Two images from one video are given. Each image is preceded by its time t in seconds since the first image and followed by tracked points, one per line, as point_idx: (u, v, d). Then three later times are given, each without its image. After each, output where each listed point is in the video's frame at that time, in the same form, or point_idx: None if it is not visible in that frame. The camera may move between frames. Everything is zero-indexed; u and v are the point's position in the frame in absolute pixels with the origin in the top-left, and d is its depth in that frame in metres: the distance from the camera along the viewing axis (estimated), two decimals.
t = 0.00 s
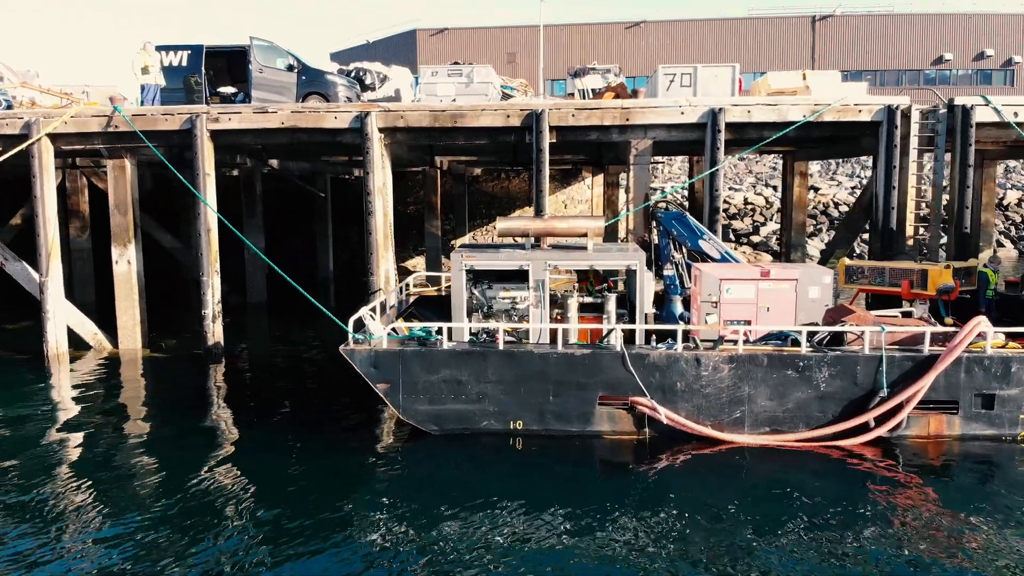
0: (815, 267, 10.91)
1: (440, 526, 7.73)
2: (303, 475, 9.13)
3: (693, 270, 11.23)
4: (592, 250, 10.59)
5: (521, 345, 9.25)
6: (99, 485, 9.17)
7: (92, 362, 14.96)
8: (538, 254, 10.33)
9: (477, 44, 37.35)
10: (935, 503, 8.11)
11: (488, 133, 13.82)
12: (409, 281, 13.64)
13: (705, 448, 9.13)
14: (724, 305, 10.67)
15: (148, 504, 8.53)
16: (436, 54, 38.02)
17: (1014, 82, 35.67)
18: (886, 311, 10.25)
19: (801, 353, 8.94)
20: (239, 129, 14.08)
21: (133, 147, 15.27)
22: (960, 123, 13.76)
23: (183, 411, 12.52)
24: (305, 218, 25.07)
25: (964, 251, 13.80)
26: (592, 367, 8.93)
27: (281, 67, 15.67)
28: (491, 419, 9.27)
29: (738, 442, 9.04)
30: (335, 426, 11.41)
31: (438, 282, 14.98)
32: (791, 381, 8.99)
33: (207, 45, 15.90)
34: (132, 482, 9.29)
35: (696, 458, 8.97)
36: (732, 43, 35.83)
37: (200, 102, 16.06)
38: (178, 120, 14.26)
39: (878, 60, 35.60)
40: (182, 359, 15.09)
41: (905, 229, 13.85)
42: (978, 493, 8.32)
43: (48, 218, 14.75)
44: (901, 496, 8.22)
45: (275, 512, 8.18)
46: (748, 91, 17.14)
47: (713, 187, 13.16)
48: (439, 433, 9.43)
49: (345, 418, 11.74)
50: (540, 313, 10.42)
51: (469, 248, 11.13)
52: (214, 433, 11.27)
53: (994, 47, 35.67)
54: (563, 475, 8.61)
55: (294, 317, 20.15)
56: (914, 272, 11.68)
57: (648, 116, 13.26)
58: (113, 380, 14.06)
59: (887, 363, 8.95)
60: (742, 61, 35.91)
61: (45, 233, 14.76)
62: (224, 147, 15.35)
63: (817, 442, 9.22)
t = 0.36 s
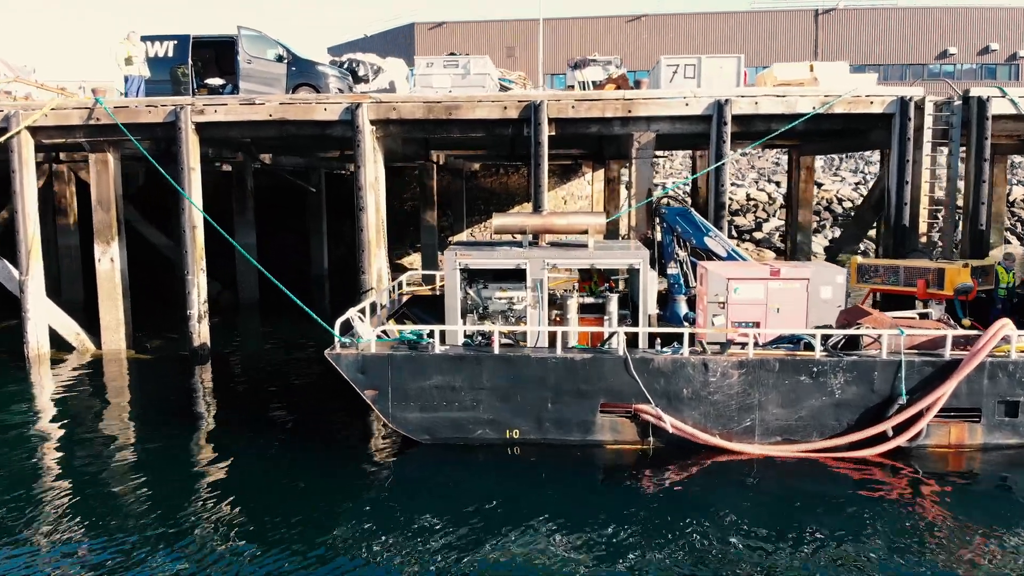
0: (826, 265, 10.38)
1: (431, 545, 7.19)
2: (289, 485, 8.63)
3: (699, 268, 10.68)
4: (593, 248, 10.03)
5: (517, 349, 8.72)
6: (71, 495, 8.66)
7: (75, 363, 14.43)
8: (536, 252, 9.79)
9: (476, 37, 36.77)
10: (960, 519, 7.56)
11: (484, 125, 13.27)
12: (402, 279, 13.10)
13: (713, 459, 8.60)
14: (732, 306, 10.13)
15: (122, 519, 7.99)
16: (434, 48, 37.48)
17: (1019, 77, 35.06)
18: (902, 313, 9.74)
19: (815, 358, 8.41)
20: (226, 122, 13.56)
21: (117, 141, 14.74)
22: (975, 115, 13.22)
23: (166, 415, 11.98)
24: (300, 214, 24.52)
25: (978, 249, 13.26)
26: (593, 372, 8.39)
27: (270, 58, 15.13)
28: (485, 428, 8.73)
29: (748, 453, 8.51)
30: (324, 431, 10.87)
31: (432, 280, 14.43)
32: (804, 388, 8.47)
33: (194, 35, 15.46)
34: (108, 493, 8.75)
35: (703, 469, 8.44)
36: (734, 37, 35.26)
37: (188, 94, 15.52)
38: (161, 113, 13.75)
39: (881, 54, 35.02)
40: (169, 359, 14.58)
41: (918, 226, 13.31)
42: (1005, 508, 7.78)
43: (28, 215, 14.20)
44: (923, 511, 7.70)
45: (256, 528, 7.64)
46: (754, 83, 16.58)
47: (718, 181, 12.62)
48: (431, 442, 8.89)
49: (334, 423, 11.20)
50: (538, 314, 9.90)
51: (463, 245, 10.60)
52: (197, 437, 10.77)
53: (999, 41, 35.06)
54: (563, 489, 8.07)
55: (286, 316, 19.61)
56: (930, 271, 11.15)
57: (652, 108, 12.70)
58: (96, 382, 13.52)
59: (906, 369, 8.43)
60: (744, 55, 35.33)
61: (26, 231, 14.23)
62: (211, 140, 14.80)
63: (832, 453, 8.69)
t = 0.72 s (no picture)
0: (842, 259, 9.76)
1: (417, 564, 6.58)
2: (268, 492, 8.06)
3: (707, 263, 10.06)
4: (594, 242, 9.40)
5: (513, 350, 8.11)
6: (34, 505, 8.08)
7: (54, 360, 13.85)
8: (534, 246, 9.18)
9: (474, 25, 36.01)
10: (992, 536, 6.96)
11: (479, 112, 12.63)
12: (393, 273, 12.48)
13: (723, 469, 8.00)
14: (742, 304, 9.52)
15: (84, 530, 7.39)
16: (432, 36, 36.77)
17: None
18: (924, 311, 9.13)
19: (834, 361, 7.81)
20: (209, 108, 12.94)
21: (97, 128, 14.13)
22: (995, 102, 12.58)
23: (145, 415, 11.40)
24: (293, 205, 23.90)
25: (998, 242, 12.63)
26: (595, 376, 7.78)
27: (257, 42, 14.49)
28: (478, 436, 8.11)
29: (760, 462, 7.92)
30: (310, 432, 10.27)
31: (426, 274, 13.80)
32: (822, 393, 7.87)
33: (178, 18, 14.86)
34: (73, 499, 8.17)
35: (713, 480, 7.84)
36: (737, 25, 34.51)
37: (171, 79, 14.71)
38: (141, 99, 13.13)
39: (886, 43, 34.25)
40: (152, 356, 14.01)
41: (934, 218, 12.69)
42: None
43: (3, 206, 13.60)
44: (951, 526, 7.12)
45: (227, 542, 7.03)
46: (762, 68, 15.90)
47: (726, 171, 12.01)
48: (420, 450, 8.28)
49: (321, 424, 10.60)
50: (535, 312, 9.29)
51: (456, 239, 9.99)
52: (176, 439, 10.20)
53: (1007, 30, 34.23)
54: (562, 501, 7.47)
55: (277, 311, 19.01)
56: (950, 266, 10.54)
57: (656, 93, 12.07)
58: (73, 379, 12.93)
59: (931, 373, 7.83)
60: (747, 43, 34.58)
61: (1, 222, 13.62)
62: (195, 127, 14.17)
63: (850, 463, 8.09)
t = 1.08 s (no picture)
0: (856, 255, 9.24)
1: None
2: (248, 500, 7.55)
3: (715, 259, 9.53)
4: (596, 237, 8.88)
5: (510, 352, 7.61)
6: None
7: (34, 358, 13.34)
8: (532, 241, 8.65)
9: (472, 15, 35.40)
10: None
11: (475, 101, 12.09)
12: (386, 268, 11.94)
13: (734, 479, 7.49)
14: (751, 303, 9.01)
15: (49, 541, 6.88)
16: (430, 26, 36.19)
17: None
18: (945, 311, 8.62)
19: (852, 365, 7.31)
20: (193, 96, 12.44)
21: (79, 118, 13.59)
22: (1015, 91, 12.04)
23: (125, 416, 10.88)
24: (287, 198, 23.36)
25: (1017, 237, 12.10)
26: (598, 380, 7.27)
27: (245, 29, 13.95)
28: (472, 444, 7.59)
29: (773, 472, 7.41)
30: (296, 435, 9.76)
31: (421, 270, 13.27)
32: (839, 398, 7.37)
33: (163, 4, 14.31)
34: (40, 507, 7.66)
35: (722, 490, 7.33)
36: (740, 14, 33.90)
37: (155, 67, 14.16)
38: (123, 87, 12.60)
39: (891, 34, 33.64)
40: (137, 354, 13.50)
41: (951, 211, 12.16)
42: None
43: None
44: (981, 541, 6.60)
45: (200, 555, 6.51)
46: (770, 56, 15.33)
47: (733, 162, 11.51)
48: (410, 459, 7.76)
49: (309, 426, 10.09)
50: (533, 311, 8.77)
51: (451, 233, 9.47)
52: (156, 440, 9.74)
53: (1013, 21, 33.59)
54: (561, 513, 6.94)
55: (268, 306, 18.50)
56: (970, 261, 9.98)
57: (660, 81, 11.53)
58: (53, 377, 12.42)
59: (956, 378, 7.32)
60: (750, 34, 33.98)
61: None
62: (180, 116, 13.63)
63: (869, 473, 7.57)
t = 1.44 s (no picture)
0: (875, 253, 8.64)
1: None
2: (224, 517, 6.97)
3: (725, 255, 8.94)
4: (598, 233, 8.29)
5: (505, 357, 7.03)
6: None
7: (11, 359, 12.74)
8: (530, 238, 8.06)
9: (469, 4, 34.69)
10: None
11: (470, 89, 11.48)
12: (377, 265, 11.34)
13: (748, 497, 6.90)
14: (764, 303, 8.41)
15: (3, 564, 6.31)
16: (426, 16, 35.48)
17: None
18: (972, 312, 8.04)
19: (876, 373, 6.73)
20: (173, 85, 11.85)
21: (56, 108, 12.99)
22: None
23: (101, 420, 10.30)
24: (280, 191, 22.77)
25: None
26: (601, 389, 6.68)
27: (230, 14, 13.33)
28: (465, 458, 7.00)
29: (791, 489, 6.83)
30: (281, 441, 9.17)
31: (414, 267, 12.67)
32: (862, 409, 6.79)
33: None
34: None
35: (736, 509, 6.75)
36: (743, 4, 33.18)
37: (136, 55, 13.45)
38: (101, 75, 12.00)
39: (896, 24, 32.94)
40: (118, 354, 12.92)
41: (970, 205, 11.56)
42: None
43: None
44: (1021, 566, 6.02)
45: None
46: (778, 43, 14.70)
47: (742, 153, 10.90)
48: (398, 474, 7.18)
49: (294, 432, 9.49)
50: (531, 313, 8.19)
51: (443, 228, 8.88)
52: (132, 446, 9.18)
53: (1020, 12, 32.89)
54: (563, 534, 6.35)
55: (259, 303, 17.92)
56: (995, 259, 9.40)
57: (665, 67, 10.93)
58: (28, 379, 11.83)
59: (989, 387, 6.74)
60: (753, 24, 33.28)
61: None
62: (162, 106, 13.02)
63: (895, 491, 6.99)
